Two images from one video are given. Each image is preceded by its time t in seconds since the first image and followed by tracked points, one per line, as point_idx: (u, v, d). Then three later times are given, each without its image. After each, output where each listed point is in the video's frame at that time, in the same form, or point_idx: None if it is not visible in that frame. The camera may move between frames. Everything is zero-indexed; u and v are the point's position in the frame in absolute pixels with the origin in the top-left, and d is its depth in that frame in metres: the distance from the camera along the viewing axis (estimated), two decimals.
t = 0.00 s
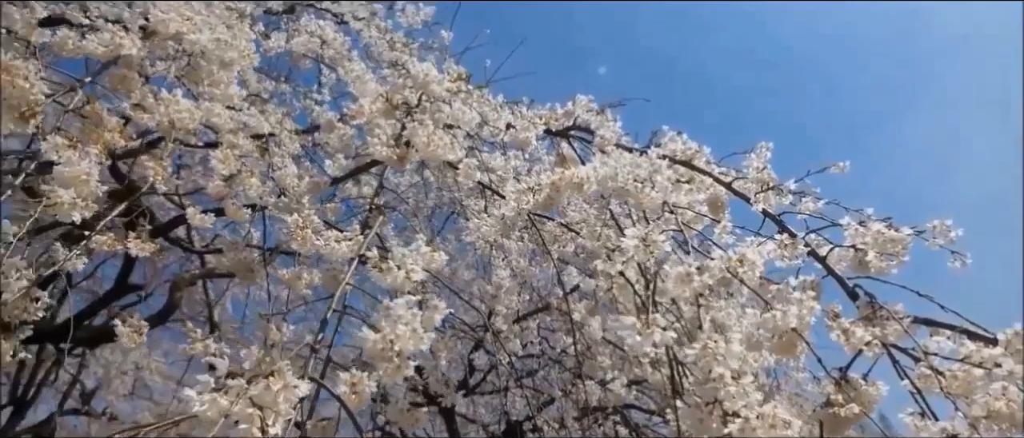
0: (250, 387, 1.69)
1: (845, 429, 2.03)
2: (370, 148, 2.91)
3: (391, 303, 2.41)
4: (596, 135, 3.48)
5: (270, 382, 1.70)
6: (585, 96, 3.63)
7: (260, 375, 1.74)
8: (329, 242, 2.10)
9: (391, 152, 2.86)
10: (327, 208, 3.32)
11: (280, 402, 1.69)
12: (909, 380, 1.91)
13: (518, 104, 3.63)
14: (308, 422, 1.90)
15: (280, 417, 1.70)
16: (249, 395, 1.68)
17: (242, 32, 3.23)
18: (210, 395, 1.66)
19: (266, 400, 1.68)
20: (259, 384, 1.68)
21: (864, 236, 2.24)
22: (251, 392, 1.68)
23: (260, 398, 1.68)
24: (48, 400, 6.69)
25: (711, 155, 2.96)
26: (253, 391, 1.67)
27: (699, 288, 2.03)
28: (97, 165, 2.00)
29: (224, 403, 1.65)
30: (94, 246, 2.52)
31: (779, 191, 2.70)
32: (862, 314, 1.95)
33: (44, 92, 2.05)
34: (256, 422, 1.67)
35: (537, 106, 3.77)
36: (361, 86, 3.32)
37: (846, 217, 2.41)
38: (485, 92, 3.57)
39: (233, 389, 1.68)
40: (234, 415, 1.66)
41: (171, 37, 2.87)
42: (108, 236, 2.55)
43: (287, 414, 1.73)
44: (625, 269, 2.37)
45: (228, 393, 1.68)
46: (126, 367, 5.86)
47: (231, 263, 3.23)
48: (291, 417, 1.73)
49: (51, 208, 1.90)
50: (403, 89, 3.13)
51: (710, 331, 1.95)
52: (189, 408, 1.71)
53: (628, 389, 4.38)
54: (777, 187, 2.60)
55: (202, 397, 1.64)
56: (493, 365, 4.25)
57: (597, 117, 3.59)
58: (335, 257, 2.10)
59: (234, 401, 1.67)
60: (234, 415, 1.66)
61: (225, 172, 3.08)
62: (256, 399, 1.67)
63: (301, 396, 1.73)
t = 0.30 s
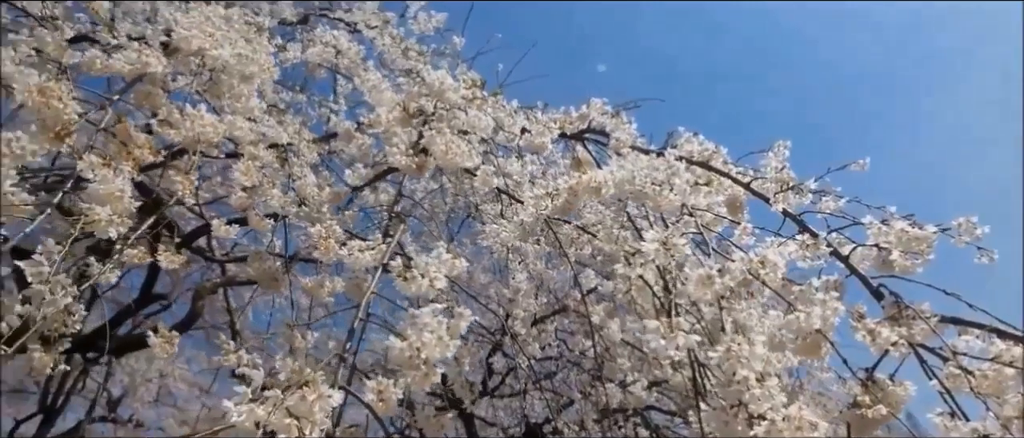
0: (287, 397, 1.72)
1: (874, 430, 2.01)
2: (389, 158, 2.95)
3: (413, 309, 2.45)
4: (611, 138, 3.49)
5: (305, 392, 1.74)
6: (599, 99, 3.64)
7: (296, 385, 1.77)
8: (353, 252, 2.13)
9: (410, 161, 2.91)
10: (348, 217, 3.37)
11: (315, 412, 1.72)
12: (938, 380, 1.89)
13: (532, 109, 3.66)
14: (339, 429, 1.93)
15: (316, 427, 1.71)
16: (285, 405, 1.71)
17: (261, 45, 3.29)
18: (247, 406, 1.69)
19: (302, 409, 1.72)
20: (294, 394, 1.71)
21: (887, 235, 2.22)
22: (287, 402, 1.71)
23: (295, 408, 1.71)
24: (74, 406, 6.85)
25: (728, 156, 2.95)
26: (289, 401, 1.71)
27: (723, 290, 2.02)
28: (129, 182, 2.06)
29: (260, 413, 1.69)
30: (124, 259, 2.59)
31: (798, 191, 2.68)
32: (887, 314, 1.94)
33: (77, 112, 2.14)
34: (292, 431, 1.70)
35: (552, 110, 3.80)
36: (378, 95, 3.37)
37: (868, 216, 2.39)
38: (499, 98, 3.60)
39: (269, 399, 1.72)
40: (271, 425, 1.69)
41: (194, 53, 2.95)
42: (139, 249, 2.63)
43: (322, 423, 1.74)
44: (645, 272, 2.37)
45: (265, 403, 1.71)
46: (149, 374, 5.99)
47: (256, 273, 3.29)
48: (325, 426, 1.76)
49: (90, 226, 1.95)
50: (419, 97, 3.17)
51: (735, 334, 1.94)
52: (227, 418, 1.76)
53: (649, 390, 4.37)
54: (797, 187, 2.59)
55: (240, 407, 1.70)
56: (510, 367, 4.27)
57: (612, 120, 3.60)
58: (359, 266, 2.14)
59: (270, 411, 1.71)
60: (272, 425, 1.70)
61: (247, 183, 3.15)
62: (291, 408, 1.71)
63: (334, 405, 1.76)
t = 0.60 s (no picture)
0: (319, 404, 1.77)
1: (900, 430, 2.00)
2: (406, 166, 2.99)
3: (433, 315, 2.48)
4: (625, 139, 3.49)
5: (337, 400, 1.77)
6: (613, 102, 3.66)
7: (326, 393, 1.81)
8: (374, 260, 2.16)
9: (428, 169, 2.95)
10: (367, 225, 3.42)
11: (347, 419, 1.76)
12: (966, 379, 1.87)
13: (545, 113, 3.68)
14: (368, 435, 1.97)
15: (349, 433, 1.75)
16: (317, 413, 1.75)
17: (278, 58, 3.35)
18: (281, 413, 1.73)
19: (334, 416, 1.75)
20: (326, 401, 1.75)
21: (909, 232, 2.21)
22: (320, 409, 1.75)
23: (328, 415, 1.75)
24: (99, 413, 7.00)
25: (744, 155, 2.94)
26: (322, 409, 1.75)
27: (743, 294, 2.01)
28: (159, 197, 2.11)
29: (293, 420, 1.72)
30: (152, 271, 2.65)
31: (818, 189, 2.66)
32: (911, 314, 1.92)
33: (107, 130, 2.22)
34: None
35: (565, 113, 3.81)
36: (393, 104, 3.41)
37: (889, 214, 2.37)
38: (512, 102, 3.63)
39: (302, 407, 1.75)
40: (305, 432, 1.73)
41: (214, 68, 3.02)
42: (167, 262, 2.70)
43: (354, 429, 1.78)
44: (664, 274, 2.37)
45: (298, 411, 1.75)
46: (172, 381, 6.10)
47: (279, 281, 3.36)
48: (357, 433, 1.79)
49: (123, 241, 2.04)
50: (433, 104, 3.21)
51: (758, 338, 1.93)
52: (260, 427, 1.80)
53: (668, 390, 4.37)
54: (816, 185, 2.57)
55: (274, 415, 1.73)
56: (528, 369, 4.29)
57: (626, 122, 3.61)
58: (381, 274, 2.17)
59: (303, 419, 1.74)
60: (306, 433, 1.73)
61: (267, 194, 3.21)
62: (324, 416, 1.74)
63: (365, 412, 1.80)
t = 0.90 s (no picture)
0: (348, 412, 1.79)
1: (927, 432, 1.98)
2: (423, 173, 3.02)
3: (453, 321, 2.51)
4: (639, 141, 3.49)
5: (366, 408, 1.80)
6: (626, 104, 3.67)
7: (354, 402, 1.84)
8: (394, 268, 2.18)
9: (444, 176, 2.97)
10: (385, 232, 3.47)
11: (376, 426, 1.79)
12: (994, 380, 1.85)
13: (558, 117, 3.69)
14: None
15: None
16: (347, 420, 1.77)
17: (295, 69, 3.41)
18: (311, 422, 1.76)
19: (363, 424, 1.79)
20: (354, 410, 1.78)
21: (931, 230, 2.18)
22: (349, 418, 1.78)
23: (357, 423, 1.78)
24: (123, 419, 7.13)
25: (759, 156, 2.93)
26: (351, 417, 1.78)
27: (764, 297, 2.01)
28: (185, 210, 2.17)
29: (323, 428, 1.76)
30: (178, 282, 2.71)
31: (836, 188, 2.64)
32: (936, 315, 1.90)
33: (134, 146, 2.28)
34: None
35: (579, 116, 3.83)
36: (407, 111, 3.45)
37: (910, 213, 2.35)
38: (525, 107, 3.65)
39: (331, 415, 1.79)
40: None
41: (233, 81, 3.08)
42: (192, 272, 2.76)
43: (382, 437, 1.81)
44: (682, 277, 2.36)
45: (327, 419, 1.78)
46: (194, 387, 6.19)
47: (300, 290, 3.41)
48: None
49: (154, 255, 2.09)
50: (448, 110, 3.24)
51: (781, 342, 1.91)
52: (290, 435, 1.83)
53: (687, 391, 4.35)
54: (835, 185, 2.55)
55: (304, 423, 1.77)
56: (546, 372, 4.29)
57: (640, 125, 3.61)
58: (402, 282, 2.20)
59: (332, 427, 1.78)
60: None
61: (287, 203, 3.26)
62: (353, 424, 1.77)
63: (393, 420, 1.83)
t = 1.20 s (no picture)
0: (373, 422, 1.82)
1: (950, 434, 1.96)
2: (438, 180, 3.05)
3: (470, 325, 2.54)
4: (652, 144, 3.50)
5: (392, 417, 1.83)
6: (638, 107, 3.69)
7: (379, 411, 1.87)
8: (412, 275, 2.20)
9: (460, 183, 3.00)
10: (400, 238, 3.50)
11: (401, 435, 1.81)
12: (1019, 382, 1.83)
13: (570, 121, 3.71)
14: None
15: None
16: (373, 430, 1.81)
17: (310, 79, 3.47)
18: (337, 431, 1.79)
19: (388, 432, 1.81)
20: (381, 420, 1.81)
21: (951, 231, 2.17)
22: (375, 427, 1.81)
23: (383, 432, 1.81)
24: (144, 423, 7.25)
25: (773, 157, 2.93)
26: (376, 426, 1.81)
27: (782, 301, 2.01)
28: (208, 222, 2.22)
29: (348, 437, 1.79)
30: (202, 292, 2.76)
31: (853, 189, 2.63)
32: (957, 317, 1.88)
33: (157, 160, 2.34)
34: None
35: (590, 119, 3.84)
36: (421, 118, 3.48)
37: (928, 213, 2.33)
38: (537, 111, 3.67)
39: (357, 424, 1.81)
40: None
41: (250, 92, 3.15)
42: (214, 280, 2.82)
43: None
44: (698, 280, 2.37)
45: (353, 428, 1.81)
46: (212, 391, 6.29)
47: (319, 297, 3.47)
48: None
49: (179, 266, 2.14)
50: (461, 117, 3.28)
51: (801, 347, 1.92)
52: None
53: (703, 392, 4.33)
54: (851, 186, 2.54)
55: (331, 433, 1.80)
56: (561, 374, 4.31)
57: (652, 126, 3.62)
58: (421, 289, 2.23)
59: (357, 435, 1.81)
60: None
61: (304, 211, 3.31)
62: (379, 433, 1.80)
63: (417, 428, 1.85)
